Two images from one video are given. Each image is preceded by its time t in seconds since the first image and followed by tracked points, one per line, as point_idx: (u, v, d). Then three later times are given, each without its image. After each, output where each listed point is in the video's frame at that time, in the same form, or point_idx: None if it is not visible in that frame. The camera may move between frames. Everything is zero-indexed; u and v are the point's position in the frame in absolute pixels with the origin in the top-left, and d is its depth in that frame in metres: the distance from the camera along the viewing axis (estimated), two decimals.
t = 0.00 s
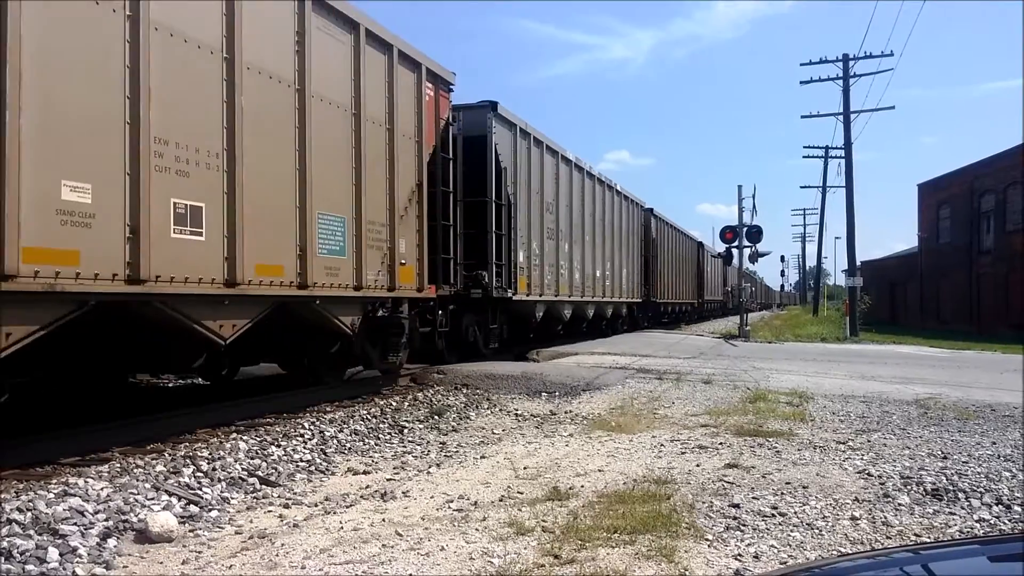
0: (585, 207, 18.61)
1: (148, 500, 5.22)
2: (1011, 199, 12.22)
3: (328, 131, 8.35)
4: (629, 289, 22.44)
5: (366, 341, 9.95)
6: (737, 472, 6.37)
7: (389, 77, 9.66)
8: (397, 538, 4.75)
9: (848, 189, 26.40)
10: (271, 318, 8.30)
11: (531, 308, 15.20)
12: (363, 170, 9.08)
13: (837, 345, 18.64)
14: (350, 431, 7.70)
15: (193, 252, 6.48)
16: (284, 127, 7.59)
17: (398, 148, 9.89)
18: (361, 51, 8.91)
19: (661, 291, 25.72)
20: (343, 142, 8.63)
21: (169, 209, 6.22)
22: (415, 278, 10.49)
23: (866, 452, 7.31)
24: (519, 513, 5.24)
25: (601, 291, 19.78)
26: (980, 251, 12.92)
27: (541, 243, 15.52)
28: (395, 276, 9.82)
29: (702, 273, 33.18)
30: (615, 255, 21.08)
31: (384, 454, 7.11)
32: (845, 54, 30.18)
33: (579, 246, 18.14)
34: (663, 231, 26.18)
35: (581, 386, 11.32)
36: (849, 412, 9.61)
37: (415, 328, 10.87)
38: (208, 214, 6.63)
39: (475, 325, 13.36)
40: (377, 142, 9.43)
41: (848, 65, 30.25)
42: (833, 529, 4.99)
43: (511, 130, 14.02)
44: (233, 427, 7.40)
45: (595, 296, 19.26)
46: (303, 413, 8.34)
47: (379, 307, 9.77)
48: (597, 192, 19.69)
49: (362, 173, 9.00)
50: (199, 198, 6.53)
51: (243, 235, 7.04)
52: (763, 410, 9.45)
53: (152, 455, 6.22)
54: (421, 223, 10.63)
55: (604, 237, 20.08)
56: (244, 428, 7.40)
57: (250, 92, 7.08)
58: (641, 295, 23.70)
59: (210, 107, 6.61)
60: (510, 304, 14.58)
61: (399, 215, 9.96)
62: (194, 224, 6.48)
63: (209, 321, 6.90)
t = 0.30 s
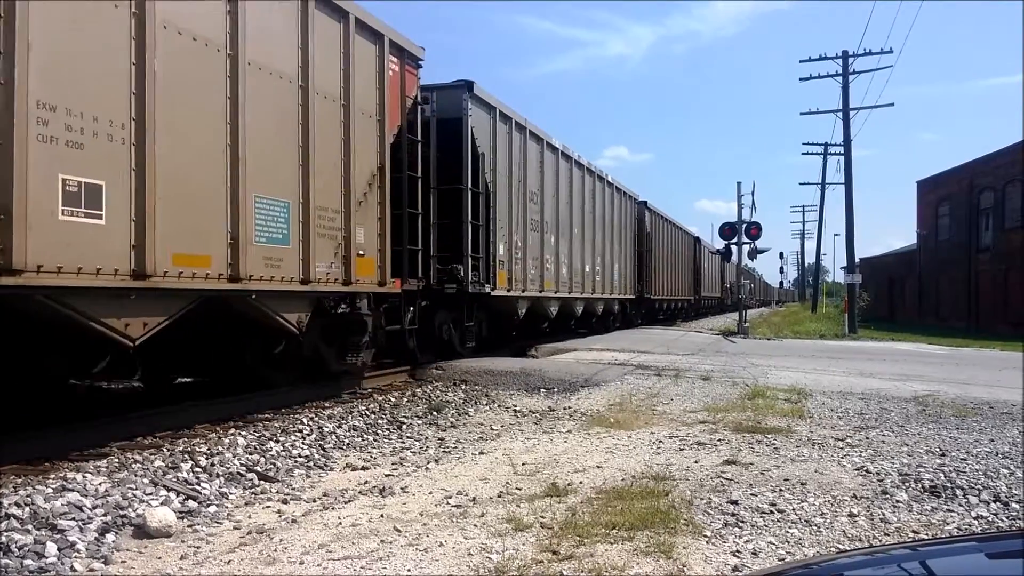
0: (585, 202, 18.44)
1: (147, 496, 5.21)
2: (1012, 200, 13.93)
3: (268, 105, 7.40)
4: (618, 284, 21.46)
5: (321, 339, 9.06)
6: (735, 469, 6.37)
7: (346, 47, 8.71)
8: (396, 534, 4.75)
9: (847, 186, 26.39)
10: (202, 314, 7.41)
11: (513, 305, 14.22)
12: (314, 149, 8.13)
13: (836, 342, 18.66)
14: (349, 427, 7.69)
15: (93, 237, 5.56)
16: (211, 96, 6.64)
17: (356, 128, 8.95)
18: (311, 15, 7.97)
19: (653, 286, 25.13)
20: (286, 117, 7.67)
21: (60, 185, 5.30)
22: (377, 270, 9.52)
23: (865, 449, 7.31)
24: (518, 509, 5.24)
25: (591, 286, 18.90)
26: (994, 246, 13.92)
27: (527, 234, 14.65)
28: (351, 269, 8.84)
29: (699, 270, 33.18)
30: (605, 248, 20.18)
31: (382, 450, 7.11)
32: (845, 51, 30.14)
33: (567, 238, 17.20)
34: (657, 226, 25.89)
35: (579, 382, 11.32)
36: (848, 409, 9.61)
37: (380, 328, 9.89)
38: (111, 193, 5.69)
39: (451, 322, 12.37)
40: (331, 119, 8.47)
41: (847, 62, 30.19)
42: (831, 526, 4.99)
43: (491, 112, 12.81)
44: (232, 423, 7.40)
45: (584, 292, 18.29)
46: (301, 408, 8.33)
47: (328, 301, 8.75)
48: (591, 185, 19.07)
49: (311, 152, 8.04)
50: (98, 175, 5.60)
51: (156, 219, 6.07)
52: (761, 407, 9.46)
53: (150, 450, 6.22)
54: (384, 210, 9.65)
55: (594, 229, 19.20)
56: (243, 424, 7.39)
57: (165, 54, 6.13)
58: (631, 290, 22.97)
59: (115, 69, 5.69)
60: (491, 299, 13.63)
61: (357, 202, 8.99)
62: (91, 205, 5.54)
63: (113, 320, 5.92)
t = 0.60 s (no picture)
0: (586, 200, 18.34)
1: (148, 494, 5.21)
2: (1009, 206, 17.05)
3: (194, 80, 6.53)
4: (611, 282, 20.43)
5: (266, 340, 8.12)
6: (736, 469, 6.35)
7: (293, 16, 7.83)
8: (397, 533, 4.74)
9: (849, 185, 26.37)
10: (112, 311, 6.42)
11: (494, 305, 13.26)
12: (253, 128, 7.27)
13: (839, 341, 18.63)
14: (349, 426, 7.68)
15: None
16: (112, 60, 5.73)
17: (304, 107, 8.06)
18: None
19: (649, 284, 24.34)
20: (215, 91, 6.76)
21: None
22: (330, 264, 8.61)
23: (867, 449, 7.29)
24: (518, 509, 5.23)
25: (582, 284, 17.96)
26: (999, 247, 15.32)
27: (510, 228, 13.62)
28: (297, 263, 7.92)
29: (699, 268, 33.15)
30: (598, 246, 19.29)
31: (383, 449, 7.10)
32: (846, 50, 30.14)
33: (555, 233, 16.18)
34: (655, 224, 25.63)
35: (580, 381, 11.32)
36: (850, 408, 9.60)
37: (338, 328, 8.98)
38: None
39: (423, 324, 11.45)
40: (271, 96, 7.54)
41: (849, 61, 30.21)
42: (833, 526, 4.98)
43: (467, 94, 11.72)
44: (232, 422, 7.39)
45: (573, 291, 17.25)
46: (302, 407, 8.32)
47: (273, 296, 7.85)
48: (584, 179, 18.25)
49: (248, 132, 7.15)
50: None
51: (38, 205, 5.22)
52: (763, 406, 9.45)
53: (151, 448, 6.21)
54: (338, 198, 8.73)
55: (584, 225, 18.20)
56: (243, 422, 7.38)
57: (46, 6, 5.24)
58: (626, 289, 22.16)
59: None
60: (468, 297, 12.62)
61: (304, 188, 8.08)
62: None
63: None
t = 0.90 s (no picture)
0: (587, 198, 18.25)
1: (152, 491, 5.23)
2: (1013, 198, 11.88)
3: (104, 43, 5.58)
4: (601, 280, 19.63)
5: (200, 342, 7.13)
6: (738, 467, 6.36)
7: None
8: (400, 530, 4.76)
9: (852, 184, 26.30)
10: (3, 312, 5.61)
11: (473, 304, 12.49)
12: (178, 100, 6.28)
13: (841, 340, 18.58)
14: (352, 424, 7.71)
15: None
16: None
17: (244, 79, 7.09)
18: None
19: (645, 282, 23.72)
20: (128, 52, 5.77)
21: None
22: (275, 260, 7.59)
23: (869, 447, 7.29)
24: (520, 506, 5.24)
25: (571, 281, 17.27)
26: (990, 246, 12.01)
27: (490, 222, 12.88)
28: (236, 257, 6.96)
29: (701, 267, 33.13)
30: (587, 242, 18.55)
31: (386, 446, 7.12)
32: (848, 49, 30.03)
33: (539, 228, 15.41)
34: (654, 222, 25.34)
35: (583, 379, 11.34)
36: (852, 407, 9.59)
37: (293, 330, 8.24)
38: None
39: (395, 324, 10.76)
40: (200, 64, 6.52)
41: (851, 59, 30.10)
42: (835, 524, 4.99)
43: (443, 76, 10.98)
44: (236, 419, 7.42)
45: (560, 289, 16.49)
46: (306, 404, 8.36)
47: (216, 294, 7.01)
48: (575, 173, 17.60)
49: (172, 104, 6.19)
50: None
51: None
52: (764, 405, 9.44)
53: (155, 445, 6.24)
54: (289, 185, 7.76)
55: (572, 221, 17.44)
56: (247, 420, 7.41)
57: None
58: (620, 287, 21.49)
59: None
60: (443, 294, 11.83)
61: (246, 172, 7.13)
62: None
63: None
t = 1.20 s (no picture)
0: (585, 195, 18.10)
1: (150, 489, 5.23)
2: (1012, 199, 14.98)
3: None
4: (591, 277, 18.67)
5: (109, 347, 6.28)
6: (737, 466, 6.36)
7: None
8: (398, 529, 4.75)
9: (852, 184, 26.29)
10: None
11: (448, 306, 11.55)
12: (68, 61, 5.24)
13: (841, 340, 18.57)
14: (351, 422, 7.70)
15: None
16: None
17: (162, 40, 6.06)
18: None
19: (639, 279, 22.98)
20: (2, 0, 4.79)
21: None
22: (199, 253, 6.52)
23: (867, 447, 7.29)
24: (519, 505, 5.24)
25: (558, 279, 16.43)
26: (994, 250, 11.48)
27: (467, 215, 11.96)
28: (147, 247, 5.92)
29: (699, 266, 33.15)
30: (576, 239, 17.64)
31: (385, 445, 7.12)
32: (849, 48, 30.02)
33: (523, 220, 14.44)
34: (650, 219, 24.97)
35: (581, 378, 11.33)
36: (850, 406, 9.60)
37: (228, 329, 7.56)
38: None
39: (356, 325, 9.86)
40: (100, 19, 5.49)
41: (851, 58, 30.09)
42: (833, 524, 4.99)
43: (410, 52, 10.02)
44: (234, 417, 7.40)
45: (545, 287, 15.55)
46: (304, 403, 8.34)
47: (129, 288, 6.05)
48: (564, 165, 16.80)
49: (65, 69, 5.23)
50: None
51: None
52: (763, 404, 9.45)
53: (153, 443, 6.24)
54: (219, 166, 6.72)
55: (560, 215, 16.49)
56: (245, 418, 7.39)
57: None
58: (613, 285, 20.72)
59: None
60: (412, 292, 10.89)
61: (162, 149, 6.09)
62: None
63: None
